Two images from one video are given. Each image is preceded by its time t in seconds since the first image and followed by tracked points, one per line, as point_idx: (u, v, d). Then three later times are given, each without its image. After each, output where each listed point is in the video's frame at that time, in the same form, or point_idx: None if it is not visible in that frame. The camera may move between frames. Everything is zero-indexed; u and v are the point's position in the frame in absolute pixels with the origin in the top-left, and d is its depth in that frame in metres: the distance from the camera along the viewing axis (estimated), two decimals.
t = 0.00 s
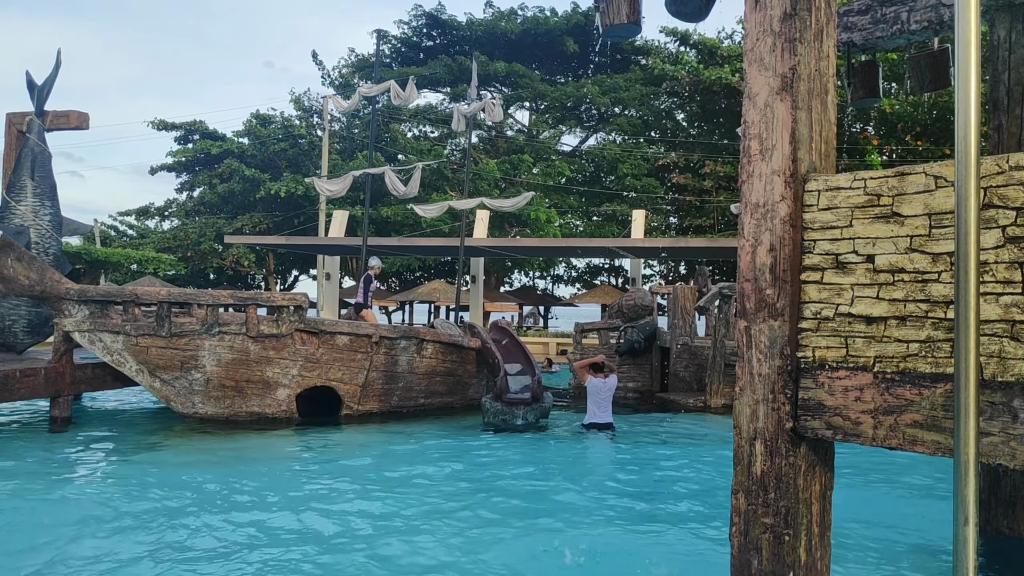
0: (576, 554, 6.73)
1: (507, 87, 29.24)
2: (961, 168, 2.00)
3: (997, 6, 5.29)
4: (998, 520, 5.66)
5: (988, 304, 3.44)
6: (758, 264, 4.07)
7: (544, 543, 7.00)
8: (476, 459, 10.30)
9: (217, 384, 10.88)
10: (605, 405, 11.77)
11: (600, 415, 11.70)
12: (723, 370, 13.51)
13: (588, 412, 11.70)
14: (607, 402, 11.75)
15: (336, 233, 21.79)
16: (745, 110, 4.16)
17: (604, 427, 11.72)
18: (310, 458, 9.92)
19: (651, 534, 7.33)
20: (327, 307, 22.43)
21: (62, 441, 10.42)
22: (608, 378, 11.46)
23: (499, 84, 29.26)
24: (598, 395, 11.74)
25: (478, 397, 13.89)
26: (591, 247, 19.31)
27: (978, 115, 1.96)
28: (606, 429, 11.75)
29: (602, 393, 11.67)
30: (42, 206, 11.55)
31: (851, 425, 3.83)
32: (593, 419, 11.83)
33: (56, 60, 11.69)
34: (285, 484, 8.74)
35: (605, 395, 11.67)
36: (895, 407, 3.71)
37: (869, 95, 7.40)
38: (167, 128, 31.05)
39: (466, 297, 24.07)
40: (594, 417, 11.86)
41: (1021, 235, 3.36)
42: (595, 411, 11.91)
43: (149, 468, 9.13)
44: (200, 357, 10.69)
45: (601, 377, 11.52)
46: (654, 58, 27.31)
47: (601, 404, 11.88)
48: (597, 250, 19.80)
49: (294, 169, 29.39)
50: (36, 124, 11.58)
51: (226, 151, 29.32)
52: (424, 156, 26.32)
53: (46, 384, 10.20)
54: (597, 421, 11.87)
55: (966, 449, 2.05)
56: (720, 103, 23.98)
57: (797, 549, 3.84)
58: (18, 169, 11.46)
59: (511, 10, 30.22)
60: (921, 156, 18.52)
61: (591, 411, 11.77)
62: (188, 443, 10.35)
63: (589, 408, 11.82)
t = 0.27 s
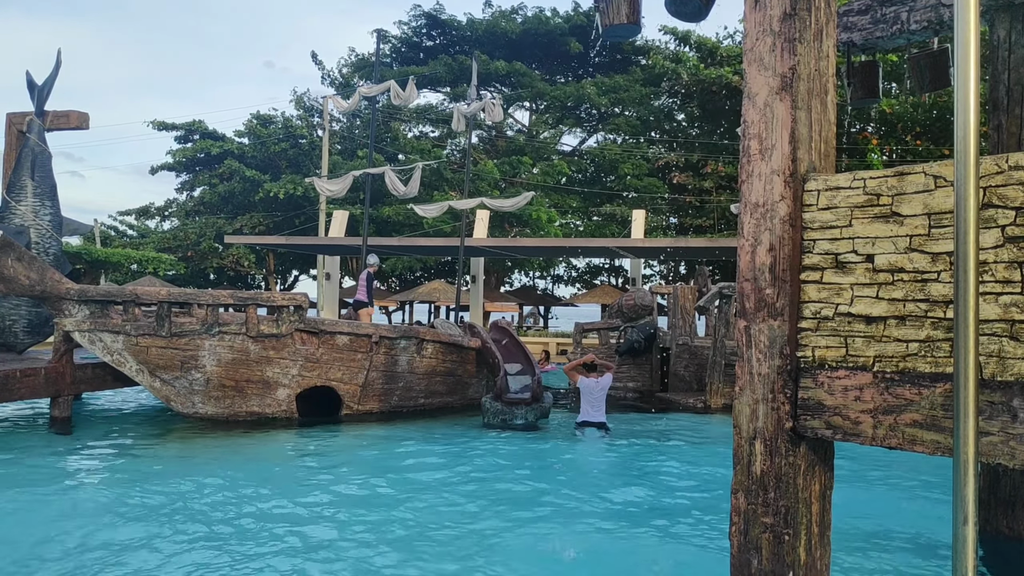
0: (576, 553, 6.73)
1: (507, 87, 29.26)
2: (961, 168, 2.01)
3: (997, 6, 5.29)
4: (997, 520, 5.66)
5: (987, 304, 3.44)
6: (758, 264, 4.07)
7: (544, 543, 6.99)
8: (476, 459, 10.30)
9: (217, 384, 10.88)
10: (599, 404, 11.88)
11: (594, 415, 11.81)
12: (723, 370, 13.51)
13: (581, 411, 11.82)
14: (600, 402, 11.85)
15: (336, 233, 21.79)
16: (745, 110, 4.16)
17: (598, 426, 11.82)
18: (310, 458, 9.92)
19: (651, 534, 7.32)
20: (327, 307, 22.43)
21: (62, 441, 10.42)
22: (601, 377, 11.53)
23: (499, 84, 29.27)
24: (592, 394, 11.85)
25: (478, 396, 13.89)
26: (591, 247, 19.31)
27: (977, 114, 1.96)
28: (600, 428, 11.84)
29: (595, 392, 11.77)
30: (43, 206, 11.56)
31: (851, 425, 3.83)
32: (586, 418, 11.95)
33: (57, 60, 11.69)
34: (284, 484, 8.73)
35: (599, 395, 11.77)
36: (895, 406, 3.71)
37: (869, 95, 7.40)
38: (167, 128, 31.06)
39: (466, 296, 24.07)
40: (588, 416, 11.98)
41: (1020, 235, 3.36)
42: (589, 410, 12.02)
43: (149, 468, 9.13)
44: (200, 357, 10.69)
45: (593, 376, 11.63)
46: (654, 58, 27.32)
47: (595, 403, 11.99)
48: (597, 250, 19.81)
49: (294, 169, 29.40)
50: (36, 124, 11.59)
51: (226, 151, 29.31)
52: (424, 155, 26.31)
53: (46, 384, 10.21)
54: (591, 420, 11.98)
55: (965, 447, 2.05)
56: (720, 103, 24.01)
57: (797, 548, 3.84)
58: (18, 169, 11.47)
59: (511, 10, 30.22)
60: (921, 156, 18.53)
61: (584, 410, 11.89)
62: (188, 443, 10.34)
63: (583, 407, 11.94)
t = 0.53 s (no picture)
0: (576, 553, 6.73)
1: (507, 87, 29.27)
2: (959, 168, 2.01)
3: (996, 6, 5.30)
4: (996, 520, 5.66)
5: (986, 304, 3.45)
6: (758, 264, 4.07)
7: (544, 543, 7.00)
8: (476, 459, 10.29)
9: (216, 384, 10.87)
10: (594, 399, 11.85)
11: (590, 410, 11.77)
12: (722, 370, 13.51)
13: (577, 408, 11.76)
14: (596, 397, 11.81)
15: (336, 233, 21.79)
16: (744, 110, 4.17)
17: (594, 422, 11.81)
18: (309, 458, 9.92)
19: (650, 533, 7.33)
20: (327, 307, 22.43)
21: (62, 441, 10.41)
22: (594, 373, 11.54)
23: (499, 84, 29.26)
24: (587, 390, 11.82)
25: (478, 396, 13.89)
26: (590, 247, 19.32)
27: (975, 114, 1.97)
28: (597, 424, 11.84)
29: (590, 387, 11.74)
30: (42, 206, 11.56)
31: (850, 425, 3.83)
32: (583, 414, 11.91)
33: (56, 60, 11.69)
34: (284, 484, 8.74)
35: (594, 390, 11.74)
36: (894, 406, 3.72)
37: (869, 94, 7.40)
38: (167, 127, 31.06)
39: (465, 297, 24.07)
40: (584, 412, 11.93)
41: (1019, 235, 3.37)
42: (584, 406, 11.97)
43: (148, 468, 9.14)
44: (200, 357, 10.70)
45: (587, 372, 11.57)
46: (654, 58, 27.33)
47: (591, 399, 11.97)
48: (597, 250, 19.81)
49: (295, 169, 29.41)
50: (36, 124, 11.59)
51: (226, 151, 29.30)
52: (424, 155, 26.31)
53: (46, 384, 10.20)
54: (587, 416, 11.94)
55: (964, 446, 2.06)
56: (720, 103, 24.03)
57: (796, 548, 3.84)
58: (18, 169, 11.46)
59: (511, 10, 30.22)
60: (921, 156, 18.53)
61: (580, 406, 11.83)
62: (188, 443, 10.34)
63: (579, 403, 11.89)
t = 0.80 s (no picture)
0: (576, 553, 6.73)
1: (507, 87, 29.24)
2: (958, 169, 2.00)
3: (996, 6, 5.30)
4: (996, 520, 5.66)
5: (986, 304, 3.44)
6: (757, 264, 4.07)
7: (544, 542, 7.00)
8: (476, 459, 10.30)
9: (216, 384, 10.88)
10: (593, 397, 11.98)
11: (588, 407, 11.88)
12: (722, 369, 13.51)
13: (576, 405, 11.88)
14: (594, 394, 11.96)
15: (336, 233, 21.78)
16: (744, 110, 4.17)
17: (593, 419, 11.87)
18: (309, 458, 9.92)
19: (650, 533, 7.33)
20: (327, 307, 22.42)
21: (62, 441, 10.41)
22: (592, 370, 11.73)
23: (499, 84, 29.25)
24: (585, 388, 11.97)
25: (478, 396, 13.89)
26: (590, 247, 19.31)
27: (975, 116, 1.96)
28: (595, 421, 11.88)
29: (588, 384, 11.92)
30: (42, 206, 11.56)
31: (850, 425, 3.83)
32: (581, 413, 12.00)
33: (56, 60, 11.69)
34: (284, 484, 8.74)
35: (592, 387, 11.91)
36: (893, 406, 3.71)
37: (869, 94, 7.40)
38: (168, 127, 31.07)
39: (465, 297, 24.07)
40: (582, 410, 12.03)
41: (1018, 235, 3.37)
42: (583, 404, 12.09)
43: (148, 468, 9.13)
44: (200, 357, 10.69)
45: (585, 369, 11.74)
46: (654, 58, 27.33)
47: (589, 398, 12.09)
48: (597, 250, 19.81)
49: (295, 169, 29.39)
50: (36, 124, 11.59)
51: (226, 151, 29.28)
52: (424, 155, 26.30)
53: (45, 383, 10.20)
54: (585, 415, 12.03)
55: (963, 447, 2.05)
56: (720, 103, 24.02)
57: (796, 548, 3.84)
58: (18, 169, 11.47)
59: (511, 10, 30.22)
60: (921, 156, 18.53)
61: (578, 404, 11.95)
62: (187, 442, 10.35)
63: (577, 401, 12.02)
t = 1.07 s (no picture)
0: (574, 552, 6.73)
1: (504, 85, 29.22)
2: (955, 167, 1.99)
3: (992, 4, 5.30)
4: (993, 518, 5.66)
5: (982, 302, 3.44)
6: (754, 263, 4.07)
7: (541, 541, 7.00)
8: (473, 458, 10.30)
9: (213, 384, 10.86)
10: (590, 394, 12.01)
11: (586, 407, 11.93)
12: (719, 368, 13.53)
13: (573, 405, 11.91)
14: (590, 393, 12.01)
15: (333, 232, 21.74)
16: (740, 109, 4.16)
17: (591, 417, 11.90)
18: (307, 458, 9.92)
19: (647, 532, 7.34)
20: (324, 307, 22.38)
21: (58, 441, 10.38)
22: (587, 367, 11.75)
23: (496, 83, 29.21)
24: (581, 386, 11.99)
25: (475, 396, 13.89)
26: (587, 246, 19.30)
27: (971, 115, 1.97)
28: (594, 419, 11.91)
29: (584, 382, 11.93)
30: (38, 206, 11.52)
31: (846, 423, 3.82)
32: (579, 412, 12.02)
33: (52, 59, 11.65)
34: (281, 483, 8.73)
35: (589, 384, 11.92)
36: (890, 405, 3.71)
37: (864, 93, 7.40)
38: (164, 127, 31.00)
39: (463, 296, 24.05)
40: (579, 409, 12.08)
41: (1015, 234, 3.37)
42: (580, 403, 12.12)
43: (145, 468, 9.11)
44: (197, 357, 10.67)
45: (581, 366, 11.76)
46: (650, 57, 27.31)
47: (585, 396, 12.11)
48: (594, 249, 19.82)
49: (292, 169, 29.35)
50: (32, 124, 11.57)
51: (223, 150, 29.21)
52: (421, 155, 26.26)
53: (42, 384, 10.16)
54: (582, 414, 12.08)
55: (959, 444, 2.05)
56: (716, 102, 24.03)
57: (792, 547, 3.85)
58: (15, 169, 11.48)
59: (507, 9, 30.19)
60: (918, 154, 18.53)
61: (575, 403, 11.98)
62: (185, 442, 10.33)
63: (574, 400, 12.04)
